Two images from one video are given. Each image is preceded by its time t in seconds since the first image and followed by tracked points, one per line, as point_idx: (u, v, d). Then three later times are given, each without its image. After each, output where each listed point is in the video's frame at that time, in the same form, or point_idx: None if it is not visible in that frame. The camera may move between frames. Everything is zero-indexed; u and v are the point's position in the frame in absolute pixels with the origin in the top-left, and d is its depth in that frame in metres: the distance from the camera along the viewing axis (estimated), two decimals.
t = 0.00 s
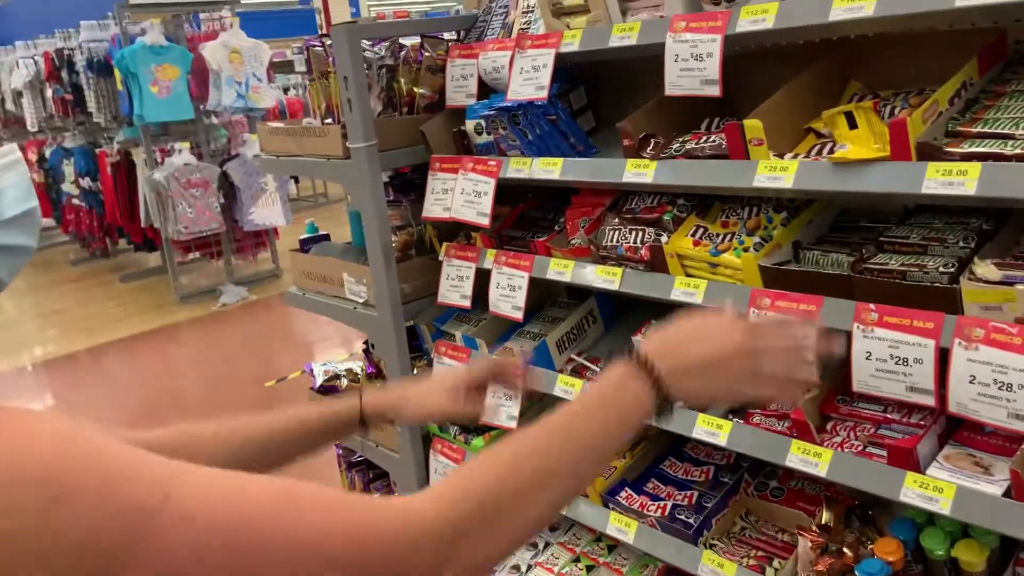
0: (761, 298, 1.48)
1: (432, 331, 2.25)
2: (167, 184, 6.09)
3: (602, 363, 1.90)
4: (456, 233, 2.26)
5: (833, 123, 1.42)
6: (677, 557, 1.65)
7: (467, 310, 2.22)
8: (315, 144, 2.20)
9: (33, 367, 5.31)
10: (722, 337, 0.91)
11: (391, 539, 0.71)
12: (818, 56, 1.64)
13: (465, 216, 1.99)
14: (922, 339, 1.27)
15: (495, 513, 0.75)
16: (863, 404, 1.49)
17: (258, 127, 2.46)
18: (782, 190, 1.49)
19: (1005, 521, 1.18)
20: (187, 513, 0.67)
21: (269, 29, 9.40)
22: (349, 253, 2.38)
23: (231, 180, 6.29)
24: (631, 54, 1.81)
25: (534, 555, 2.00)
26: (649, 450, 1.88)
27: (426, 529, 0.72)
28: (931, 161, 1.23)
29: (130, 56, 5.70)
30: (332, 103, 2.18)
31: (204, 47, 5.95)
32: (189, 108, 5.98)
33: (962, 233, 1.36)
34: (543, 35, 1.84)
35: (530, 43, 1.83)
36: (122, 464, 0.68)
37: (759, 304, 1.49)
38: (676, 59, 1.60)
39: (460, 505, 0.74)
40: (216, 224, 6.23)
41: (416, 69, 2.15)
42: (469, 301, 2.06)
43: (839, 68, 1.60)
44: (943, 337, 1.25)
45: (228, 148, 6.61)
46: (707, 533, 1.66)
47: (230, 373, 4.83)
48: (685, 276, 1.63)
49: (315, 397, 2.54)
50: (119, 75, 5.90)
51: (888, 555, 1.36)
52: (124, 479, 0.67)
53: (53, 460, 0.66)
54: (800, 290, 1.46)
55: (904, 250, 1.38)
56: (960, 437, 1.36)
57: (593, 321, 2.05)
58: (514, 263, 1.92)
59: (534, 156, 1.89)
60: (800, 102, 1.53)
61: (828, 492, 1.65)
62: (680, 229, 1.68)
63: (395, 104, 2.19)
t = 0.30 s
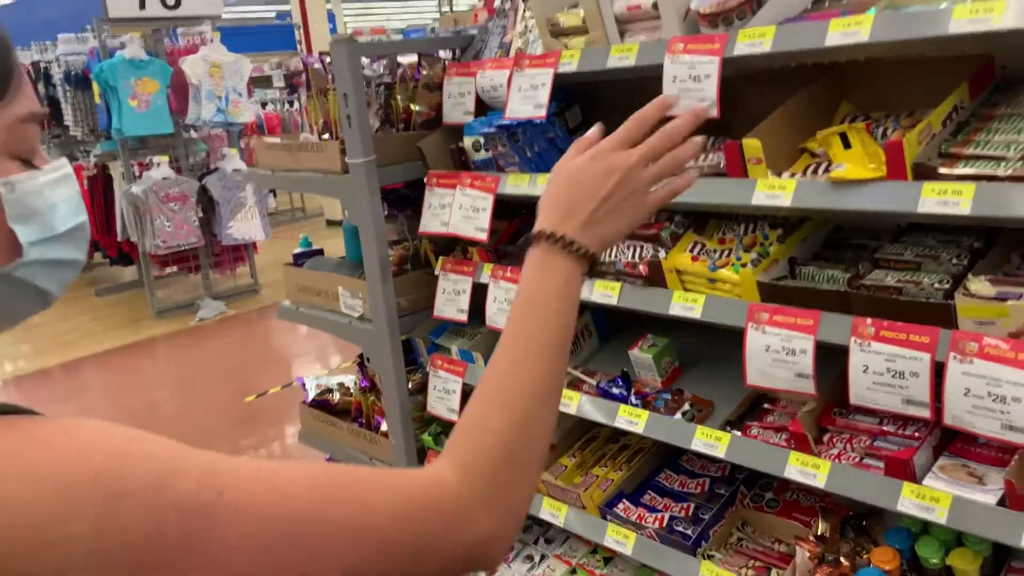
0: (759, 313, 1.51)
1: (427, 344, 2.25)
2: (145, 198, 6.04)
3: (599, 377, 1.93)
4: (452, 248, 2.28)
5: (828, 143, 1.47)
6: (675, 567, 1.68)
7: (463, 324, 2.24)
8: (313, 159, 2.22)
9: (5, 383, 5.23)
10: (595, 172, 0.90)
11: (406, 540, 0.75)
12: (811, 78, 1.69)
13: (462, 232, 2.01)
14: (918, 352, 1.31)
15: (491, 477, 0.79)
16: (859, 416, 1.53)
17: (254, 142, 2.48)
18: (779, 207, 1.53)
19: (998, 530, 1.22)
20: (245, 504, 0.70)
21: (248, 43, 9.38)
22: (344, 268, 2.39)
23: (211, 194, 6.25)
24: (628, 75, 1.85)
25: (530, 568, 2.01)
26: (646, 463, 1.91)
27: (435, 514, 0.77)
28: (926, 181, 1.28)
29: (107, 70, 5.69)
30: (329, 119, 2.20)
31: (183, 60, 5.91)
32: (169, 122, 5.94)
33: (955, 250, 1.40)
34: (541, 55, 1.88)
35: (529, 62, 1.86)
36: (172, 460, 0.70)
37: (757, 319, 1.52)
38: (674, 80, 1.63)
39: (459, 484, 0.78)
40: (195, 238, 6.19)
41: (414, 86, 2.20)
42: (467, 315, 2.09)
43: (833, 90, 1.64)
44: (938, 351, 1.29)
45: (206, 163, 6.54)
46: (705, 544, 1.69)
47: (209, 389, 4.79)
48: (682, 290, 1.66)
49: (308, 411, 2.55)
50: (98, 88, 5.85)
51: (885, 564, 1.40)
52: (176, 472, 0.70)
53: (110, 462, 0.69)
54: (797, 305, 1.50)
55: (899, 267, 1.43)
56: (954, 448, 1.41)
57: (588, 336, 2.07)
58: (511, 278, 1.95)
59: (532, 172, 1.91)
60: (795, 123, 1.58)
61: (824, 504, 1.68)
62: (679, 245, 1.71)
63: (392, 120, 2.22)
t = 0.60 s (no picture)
0: (695, 327, 1.62)
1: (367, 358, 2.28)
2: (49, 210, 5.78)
3: (540, 390, 2.00)
4: (392, 264, 2.31)
5: (757, 169, 1.59)
6: (614, 570, 1.75)
7: (403, 339, 2.27)
8: (253, 174, 2.22)
9: None
10: (479, 297, 1.11)
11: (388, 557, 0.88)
12: (740, 109, 1.82)
13: (407, 247, 2.06)
14: (839, 362, 1.44)
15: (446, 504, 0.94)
16: (785, 422, 1.65)
17: (189, 155, 2.45)
18: (713, 228, 1.65)
19: (913, 524, 1.35)
20: (249, 529, 0.82)
21: (158, 53, 9.11)
22: (282, 282, 2.39)
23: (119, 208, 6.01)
24: (569, 101, 1.94)
25: None
26: (583, 472, 1.99)
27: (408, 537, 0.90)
28: (848, 206, 1.41)
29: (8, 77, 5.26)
30: (271, 134, 2.21)
31: (92, 68, 5.69)
32: (76, 131, 5.70)
33: (871, 270, 1.54)
34: (485, 78, 1.95)
35: (473, 85, 1.92)
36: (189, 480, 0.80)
37: (693, 332, 1.63)
38: (615, 107, 1.73)
39: (438, 508, 0.93)
40: (99, 252, 5.98)
41: (356, 105, 2.22)
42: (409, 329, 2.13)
43: (759, 122, 1.78)
44: (857, 361, 1.42)
45: (114, 174, 6.06)
46: (643, 547, 1.77)
47: (118, 408, 4.61)
48: (622, 305, 1.76)
49: (240, 427, 2.52)
50: None
51: (810, 560, 1.50)
52: (193, 491, 0.80)
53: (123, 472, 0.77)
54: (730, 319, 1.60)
55: (822, 283, 1.55)
56: (871, 450, 1.53)
57: (528, 350, 2.13)
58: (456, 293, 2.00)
59: (477, 190, 1.99)
60: (726, 149, 1.71)
61: (751, 506, 1.79)
62: (618, 262, 1.80)
63: (334, 137, 2.23)
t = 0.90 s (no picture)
0: (671, 312, 1.77)
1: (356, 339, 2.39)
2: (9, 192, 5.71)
3: (522, 370, 2.14)
4: (383, 250, 2.41)
5: (733, 170, 1.76)
6: (589, 535, 1.89)
7: (390, 321, 2.39)
8: (251, 159, 2.31)
9: None
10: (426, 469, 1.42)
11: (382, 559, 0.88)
12: (716, 116, 1.99)
13: (401, 234, 2.18)
14: (802, 345, 1.60)
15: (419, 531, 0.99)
16: (750, 400, 1.81)
17: (185, 138, 2.54)
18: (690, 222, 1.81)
19: (863, 488, 1.52)
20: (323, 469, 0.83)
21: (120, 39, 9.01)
22: (273, 264, 2.49)
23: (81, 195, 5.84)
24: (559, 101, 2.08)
25: (450, 546, 2.19)
26: (560, 448, 2.13)
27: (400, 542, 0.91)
28: (814, 205, 1.58)
29: None
30: (271, 122, 2.31)
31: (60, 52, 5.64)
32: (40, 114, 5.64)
33: (832, 264, 1.71)
34: (480, 77, 2.08)
35: (468, 83, 2.05)
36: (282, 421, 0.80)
37: (670, 317, 1.78)
38: (604, 109, 1.88)
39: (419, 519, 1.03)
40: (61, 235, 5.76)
41: (353, 98, 2.32)
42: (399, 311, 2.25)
43: (734, 127, 1.95)
44: (818, 344, 1.59)
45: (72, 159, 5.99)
46: (616, 514, 1.92)
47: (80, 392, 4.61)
48: (605, 291, 1.90)
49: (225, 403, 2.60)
50: None
51: (770, 523, 1.66)
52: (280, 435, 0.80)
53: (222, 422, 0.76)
54: (703, 305, 1.77)
55: (788, 274, 1.72)
56: (828, 425, 1.69)
57: (510, 334, 2.28)
58: (446, 279, 2.13)
59: (470, 182, 2.12)
60: (704, 151, 1.87)
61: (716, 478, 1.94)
62: (602, 252, 1.95)
63: (331, 128, 2.33)
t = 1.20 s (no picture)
0: (660, 311, 1.90)
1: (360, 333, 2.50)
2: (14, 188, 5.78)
3: (518, 365, 2.26)
4: (388, 248, 2.53)
5: (720, 180, 1.89)
6: (578, 519, 2.02)
7: (393, 317, 2.51)
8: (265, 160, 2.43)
9: None
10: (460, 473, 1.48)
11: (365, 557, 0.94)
12: (705, 129, 2.12)
13: (407, 233, 2.30)
14: (779, 343, 1.73)
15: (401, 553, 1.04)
16: (730, 395, 1.94)
17: (200, 139, 2.65)
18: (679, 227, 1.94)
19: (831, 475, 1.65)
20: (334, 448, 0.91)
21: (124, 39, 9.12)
22: (283, 261, 2.60)
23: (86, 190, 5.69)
24: (559, 111, 2.21)
25: (447, 530, 2.31)
26: (553, 439, 2.25)
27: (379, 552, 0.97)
28: (793, 214, 1.71)
29: None
30: (285, 126, 2.43)
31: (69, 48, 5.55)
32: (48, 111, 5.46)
33: (809, 269, 1.84)
34: (485, 88, 2.21)
35: (474, 93, 2.19)
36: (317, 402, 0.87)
37: (659, 315, 1.91)
38: (601, 120, 2.01)
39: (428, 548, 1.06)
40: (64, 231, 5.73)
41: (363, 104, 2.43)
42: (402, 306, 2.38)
43: (721, 140, 2.08)
44: (794, 342, 1.72)
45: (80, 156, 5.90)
46: (604, 501, 2.04)
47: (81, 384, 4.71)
48: (598, 291, 2.03)
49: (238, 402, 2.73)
50: None
51: (746, 507, 1.79)
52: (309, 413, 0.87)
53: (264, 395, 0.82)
54: (689, 306, 1.90)
55: (768, 278, 1.85)
56: (801, 418, 1.83)
57: (508, 331, 2.40)
58: (449, 277, 2.25)
59: (472, 186, 2.24)
60: (693, 162, 2.00)
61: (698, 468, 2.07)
62: (596, 254, 2.07)
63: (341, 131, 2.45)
